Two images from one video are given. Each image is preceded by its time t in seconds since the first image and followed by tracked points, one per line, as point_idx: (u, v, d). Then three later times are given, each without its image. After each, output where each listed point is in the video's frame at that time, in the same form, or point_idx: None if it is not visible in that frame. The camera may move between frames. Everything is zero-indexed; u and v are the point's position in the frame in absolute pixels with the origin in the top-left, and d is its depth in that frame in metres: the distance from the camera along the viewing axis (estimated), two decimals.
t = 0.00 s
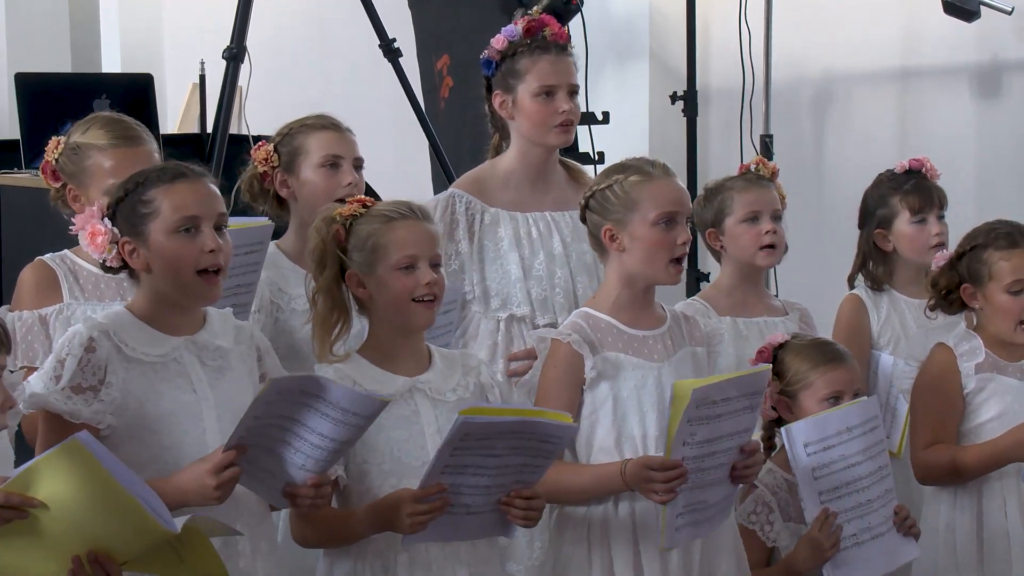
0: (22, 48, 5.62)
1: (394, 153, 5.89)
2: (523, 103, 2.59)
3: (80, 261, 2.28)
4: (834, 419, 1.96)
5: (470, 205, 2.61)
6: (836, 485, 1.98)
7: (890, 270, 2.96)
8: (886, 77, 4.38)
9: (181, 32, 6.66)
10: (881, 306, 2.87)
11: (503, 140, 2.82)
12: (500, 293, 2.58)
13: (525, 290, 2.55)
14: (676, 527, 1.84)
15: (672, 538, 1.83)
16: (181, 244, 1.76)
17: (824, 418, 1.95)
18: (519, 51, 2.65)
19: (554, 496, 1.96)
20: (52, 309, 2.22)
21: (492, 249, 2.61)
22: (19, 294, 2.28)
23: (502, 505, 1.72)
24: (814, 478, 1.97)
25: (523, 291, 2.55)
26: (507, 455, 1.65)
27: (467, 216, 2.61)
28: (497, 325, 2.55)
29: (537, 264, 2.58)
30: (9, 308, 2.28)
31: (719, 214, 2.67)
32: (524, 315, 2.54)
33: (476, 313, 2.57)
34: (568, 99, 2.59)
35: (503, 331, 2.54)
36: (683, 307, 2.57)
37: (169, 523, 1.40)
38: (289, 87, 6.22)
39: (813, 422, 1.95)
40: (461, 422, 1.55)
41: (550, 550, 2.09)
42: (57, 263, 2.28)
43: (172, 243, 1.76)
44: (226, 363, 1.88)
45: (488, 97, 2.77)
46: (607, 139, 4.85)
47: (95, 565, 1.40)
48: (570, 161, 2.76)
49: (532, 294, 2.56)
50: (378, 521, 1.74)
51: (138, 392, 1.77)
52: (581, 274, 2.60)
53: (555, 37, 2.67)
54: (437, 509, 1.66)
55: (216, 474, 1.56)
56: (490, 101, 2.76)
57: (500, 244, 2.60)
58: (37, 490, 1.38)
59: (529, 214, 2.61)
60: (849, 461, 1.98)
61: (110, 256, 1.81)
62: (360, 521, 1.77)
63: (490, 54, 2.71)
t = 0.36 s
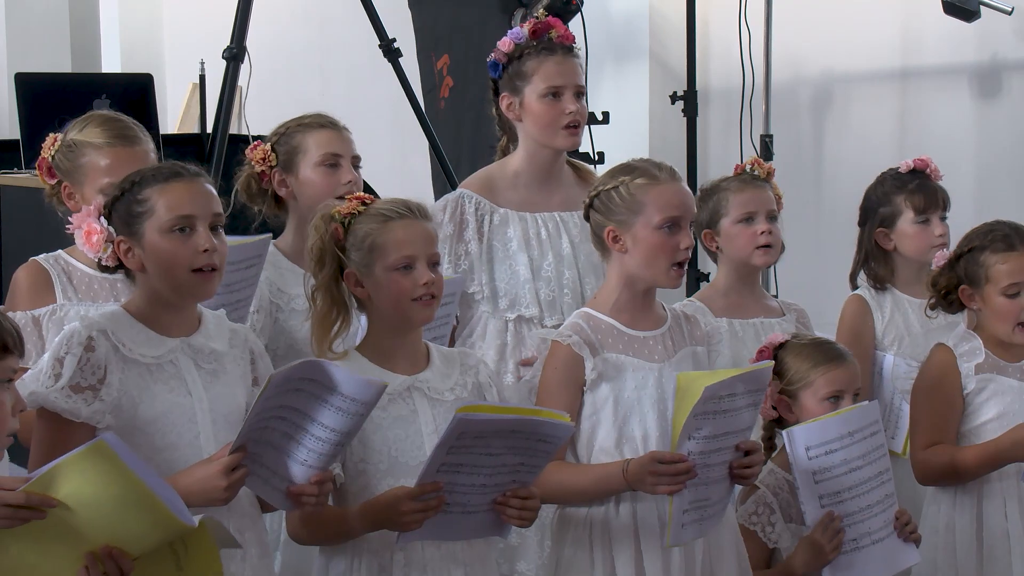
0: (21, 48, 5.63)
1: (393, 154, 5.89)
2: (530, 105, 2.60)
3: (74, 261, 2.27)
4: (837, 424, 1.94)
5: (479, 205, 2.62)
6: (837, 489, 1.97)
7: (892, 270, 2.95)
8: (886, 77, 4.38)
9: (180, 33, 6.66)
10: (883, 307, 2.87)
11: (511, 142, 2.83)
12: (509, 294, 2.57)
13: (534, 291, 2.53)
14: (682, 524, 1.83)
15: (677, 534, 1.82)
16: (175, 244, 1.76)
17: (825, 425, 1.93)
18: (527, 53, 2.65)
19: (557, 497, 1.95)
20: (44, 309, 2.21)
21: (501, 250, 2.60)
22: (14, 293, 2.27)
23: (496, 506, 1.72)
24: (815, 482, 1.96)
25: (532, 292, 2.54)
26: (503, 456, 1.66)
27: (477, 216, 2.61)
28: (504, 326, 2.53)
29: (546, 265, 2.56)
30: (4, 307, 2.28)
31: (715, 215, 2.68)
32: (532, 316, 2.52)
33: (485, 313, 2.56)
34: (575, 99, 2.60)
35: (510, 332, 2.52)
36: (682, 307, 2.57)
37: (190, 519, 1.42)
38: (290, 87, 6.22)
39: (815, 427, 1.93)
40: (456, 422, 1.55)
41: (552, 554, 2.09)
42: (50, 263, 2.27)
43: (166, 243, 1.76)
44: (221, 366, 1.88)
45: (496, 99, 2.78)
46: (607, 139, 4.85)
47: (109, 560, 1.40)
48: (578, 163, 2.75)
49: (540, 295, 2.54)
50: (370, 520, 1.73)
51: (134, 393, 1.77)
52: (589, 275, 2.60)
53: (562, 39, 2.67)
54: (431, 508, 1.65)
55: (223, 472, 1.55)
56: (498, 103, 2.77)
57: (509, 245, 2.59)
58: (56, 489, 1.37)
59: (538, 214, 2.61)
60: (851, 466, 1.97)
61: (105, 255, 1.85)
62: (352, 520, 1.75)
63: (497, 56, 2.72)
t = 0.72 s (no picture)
0: (21, 48, 5.63)
1: (393, 154, 5.89)
2: (535, 98, 2.60)
3: (73, 261, 2.27)
4: (842, 425, 1.94)
5: (487, 191, 2.61)
6: (842, 490, 1.98)
7: (894, 270, 2.95)
8: (886, 77, 4.38)
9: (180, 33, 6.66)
10: (885, 306, 2.88)
11: (516, 140, 2.83)
12: (521, 282, 2.56)
13: (545, 279, 2.53)
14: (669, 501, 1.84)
15: (666, 509, 1.84)
16: (185, 248, 1.76)
17: (827, 424, 1.94)
18: (527, 48, 2.66)
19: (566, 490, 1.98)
20: (42, 310, 2.22)
21: (512, 238, 2.60)
22: (13, 293, 2.27)
23: (498, 510, 1.73)
24: (819, 482, 1.97)
25: (544, 280, 2.53)
26: (511, 460, 1.65)
27: (485, 203, 2.60)
28: (515, 315, 2.53)
29: (557, 253, 2.56)
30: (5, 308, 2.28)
31: (716, 216, 2.68)
32: (544, 303, 2.51)
33: (497, 302, 2.56)
34: (578, 90, 2.60)
35: (520, 322, 2.52)
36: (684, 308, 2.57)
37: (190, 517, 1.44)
38: (289, 88, 6.22)
39: (818, 428, 1.94)
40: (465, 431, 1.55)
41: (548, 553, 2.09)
42: (49, 263, 2.27)
43: (177, 246, 1.76)
44: (236, 364, 1.89)
45: (499, 97, 2.78)
46: (606, 138, 4.86)
47: (110, 559, 1.41)
48: (585, 155, 2.78)
49: (553, 283, 2.54)
50: (376, 522, 1.72)
51: (153, 396, 1.77)
52: (600, 264, 2.59)
53: (561, 34, 2.68)
54: (433, 512, 1.65)
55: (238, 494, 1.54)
56: (503, 103, 2.77)
57: (519, 233, 2.59)
58: (62, 496, 1.36)
59: (547, 204, 2.62)
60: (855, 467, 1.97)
61: (117, 258, 1.83)
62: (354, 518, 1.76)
63: (498, 55, 2.73)
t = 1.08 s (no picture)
0: (21, 48, 5.63)
1: (393, 153, 5.89)
2: (540, 101, 2.60)
3: (74, 262, 2.27)
4: (843, 420, 1.96)
5: (493, 199, 2.61)
6: (841, 486, 1.98)
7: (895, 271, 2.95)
8: (886, 77, 4.38)
9: (179, 33, 6.65)
10: (886, 306, 2.88)
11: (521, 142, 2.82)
12: (528, 287, 2.56)
13: (551, 284, 2.54)
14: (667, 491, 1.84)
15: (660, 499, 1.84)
16: (193, 248, 1.76)
17: (826, 420, 1.94)
18: (536, 52, 2.66)
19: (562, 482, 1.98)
20: (44, 310, 2.22)
21: (517, 244, 2.60)
22: (15, 294, 2.27)
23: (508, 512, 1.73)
24: (819, 478, 1.96)
25: (550, 284, 2.54)
26: (514, 459, 1.65)
27: (490, 211, 2.60)
28: (522, 321, 2.53)
29: (563, 257, 2.56)
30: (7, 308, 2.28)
31: (718, 216, 2.68)
32: (550, 308, 2.52)
33: (503, 307, 2.56)
34: (585, 95, 2.61)
35: (524, 329, 2.52)
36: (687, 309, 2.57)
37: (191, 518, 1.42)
38: (289, 87, 6.22)
39: (819, 423, 1.94)
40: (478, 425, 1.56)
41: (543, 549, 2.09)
42: (49, 263, 2.27)
43: (184, 246, 1.76)
44: (236, 362, 1.89)
45: (506, 99, 2.78)
46: (607, 139, 4.86)
47: (111, 560, 1.40)
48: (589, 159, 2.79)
49: (559, 288, 2.55)
50: (377, 520, 1.73)
51: (148, 395, 1.77)
52: (605, 268, 2.59)
53: (569, 38, 2.68)
54: (438, 509, 1.65)
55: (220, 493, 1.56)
56: (507, 103, 2.77)
57: (525, 239, 2.59)
58: (64, 495, 1.37)
59: (553, 210, 2.61)
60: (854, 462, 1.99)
61: (120, 256, 1.81)
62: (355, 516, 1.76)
63: (507, 56, 2.73)
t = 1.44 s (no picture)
0: (21, 48, 5.63)
1: (393, 153, 5.89)
2: (543, 101, 2.61)
3: (75, 262, 2.27)
4: (846, 419, 1.97)
5: (495, 198, 2.61)
6: (842, 484, 1.99)
7: (892, 273, 2.96)
8: (886, 77, 4.38)
9: (179, 33, 6.65)
10: (883, 306, 2.87)
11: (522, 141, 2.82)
12: (530, 286, 2.56)
13: (554, 282, 2.53)
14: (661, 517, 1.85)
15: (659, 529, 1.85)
16: (187, 247, 1.76)
17: (829, 417, 1.96)
18: (537, 52, 2.67)
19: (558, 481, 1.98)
20: (44, 310, 2.21)
21: (519, 242, 2.60)
22: (15, 293, 2.27)
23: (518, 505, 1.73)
24: (822, 474, 1.97)
25: (552, 283, 2.53)
26: (513, 454, 1.66)
27: (493, 208, 2.60)
28: (523, 319, 2.53)
29: (565, 256, 2.56)
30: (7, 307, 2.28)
31: (720, 216, 2.68)
32: (552, 307, 2.52)
33: (506, 305, 2.56)
34: (587, 95, 2.62)
35: (528, 327, 2.51)
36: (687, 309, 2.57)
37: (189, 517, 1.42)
38: (289, 87, 6.22)
39: (825, 420, 1.96)
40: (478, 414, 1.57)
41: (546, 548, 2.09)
42: (50, 264, 2.27)
43: (178, 245, 1.76)
44: (226, 364, 1.89)
45: (507, 99, 2.78)
46: (607, 139, 4.86)
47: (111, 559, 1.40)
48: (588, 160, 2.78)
49: (561, 286, 2.55)
50: (379, 517, 1.73)
51: (138, 394, 1.77)
52: (606, 267, 2.60)
53: (571, 37, 2.69)
54: (440, 506, 1.66)
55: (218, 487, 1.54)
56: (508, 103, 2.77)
57: (527, 238, 2.59)
58: (60, 493, 1.38)
59: (555, 208, 2.61)
60: (856, 462, 1.99)
61: (111, 255, 1.81)
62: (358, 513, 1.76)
63: (508, 57, 2.73)
